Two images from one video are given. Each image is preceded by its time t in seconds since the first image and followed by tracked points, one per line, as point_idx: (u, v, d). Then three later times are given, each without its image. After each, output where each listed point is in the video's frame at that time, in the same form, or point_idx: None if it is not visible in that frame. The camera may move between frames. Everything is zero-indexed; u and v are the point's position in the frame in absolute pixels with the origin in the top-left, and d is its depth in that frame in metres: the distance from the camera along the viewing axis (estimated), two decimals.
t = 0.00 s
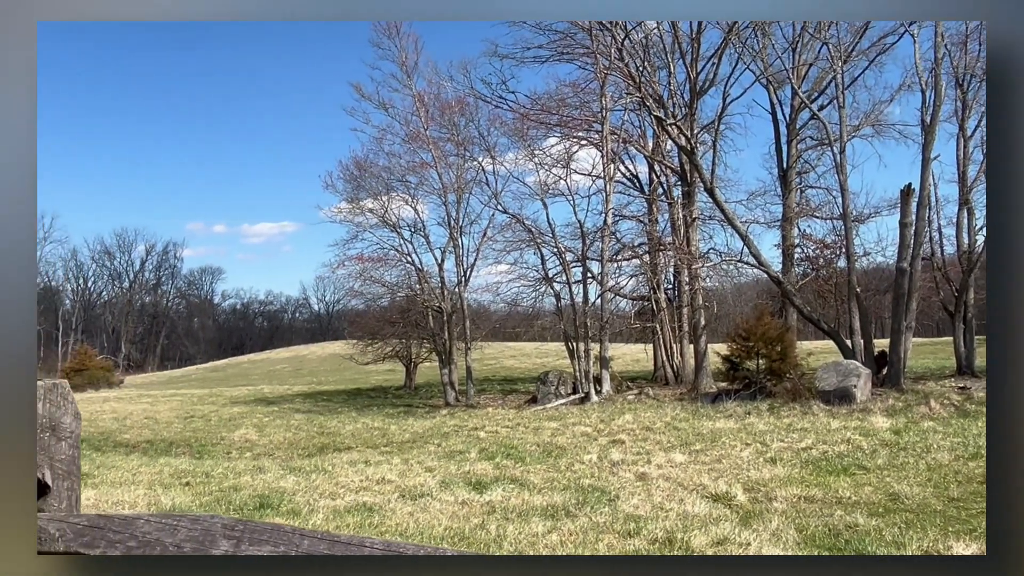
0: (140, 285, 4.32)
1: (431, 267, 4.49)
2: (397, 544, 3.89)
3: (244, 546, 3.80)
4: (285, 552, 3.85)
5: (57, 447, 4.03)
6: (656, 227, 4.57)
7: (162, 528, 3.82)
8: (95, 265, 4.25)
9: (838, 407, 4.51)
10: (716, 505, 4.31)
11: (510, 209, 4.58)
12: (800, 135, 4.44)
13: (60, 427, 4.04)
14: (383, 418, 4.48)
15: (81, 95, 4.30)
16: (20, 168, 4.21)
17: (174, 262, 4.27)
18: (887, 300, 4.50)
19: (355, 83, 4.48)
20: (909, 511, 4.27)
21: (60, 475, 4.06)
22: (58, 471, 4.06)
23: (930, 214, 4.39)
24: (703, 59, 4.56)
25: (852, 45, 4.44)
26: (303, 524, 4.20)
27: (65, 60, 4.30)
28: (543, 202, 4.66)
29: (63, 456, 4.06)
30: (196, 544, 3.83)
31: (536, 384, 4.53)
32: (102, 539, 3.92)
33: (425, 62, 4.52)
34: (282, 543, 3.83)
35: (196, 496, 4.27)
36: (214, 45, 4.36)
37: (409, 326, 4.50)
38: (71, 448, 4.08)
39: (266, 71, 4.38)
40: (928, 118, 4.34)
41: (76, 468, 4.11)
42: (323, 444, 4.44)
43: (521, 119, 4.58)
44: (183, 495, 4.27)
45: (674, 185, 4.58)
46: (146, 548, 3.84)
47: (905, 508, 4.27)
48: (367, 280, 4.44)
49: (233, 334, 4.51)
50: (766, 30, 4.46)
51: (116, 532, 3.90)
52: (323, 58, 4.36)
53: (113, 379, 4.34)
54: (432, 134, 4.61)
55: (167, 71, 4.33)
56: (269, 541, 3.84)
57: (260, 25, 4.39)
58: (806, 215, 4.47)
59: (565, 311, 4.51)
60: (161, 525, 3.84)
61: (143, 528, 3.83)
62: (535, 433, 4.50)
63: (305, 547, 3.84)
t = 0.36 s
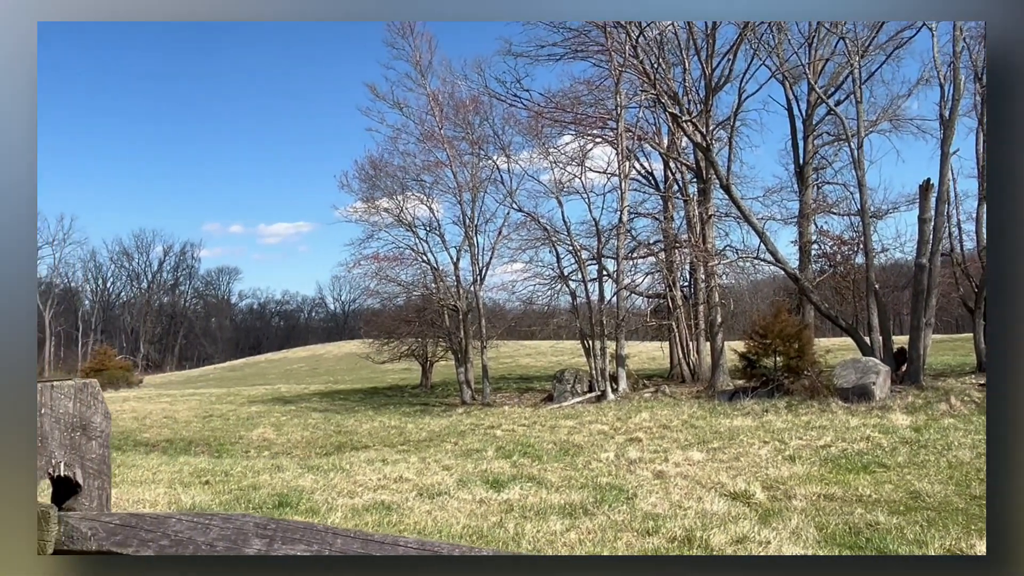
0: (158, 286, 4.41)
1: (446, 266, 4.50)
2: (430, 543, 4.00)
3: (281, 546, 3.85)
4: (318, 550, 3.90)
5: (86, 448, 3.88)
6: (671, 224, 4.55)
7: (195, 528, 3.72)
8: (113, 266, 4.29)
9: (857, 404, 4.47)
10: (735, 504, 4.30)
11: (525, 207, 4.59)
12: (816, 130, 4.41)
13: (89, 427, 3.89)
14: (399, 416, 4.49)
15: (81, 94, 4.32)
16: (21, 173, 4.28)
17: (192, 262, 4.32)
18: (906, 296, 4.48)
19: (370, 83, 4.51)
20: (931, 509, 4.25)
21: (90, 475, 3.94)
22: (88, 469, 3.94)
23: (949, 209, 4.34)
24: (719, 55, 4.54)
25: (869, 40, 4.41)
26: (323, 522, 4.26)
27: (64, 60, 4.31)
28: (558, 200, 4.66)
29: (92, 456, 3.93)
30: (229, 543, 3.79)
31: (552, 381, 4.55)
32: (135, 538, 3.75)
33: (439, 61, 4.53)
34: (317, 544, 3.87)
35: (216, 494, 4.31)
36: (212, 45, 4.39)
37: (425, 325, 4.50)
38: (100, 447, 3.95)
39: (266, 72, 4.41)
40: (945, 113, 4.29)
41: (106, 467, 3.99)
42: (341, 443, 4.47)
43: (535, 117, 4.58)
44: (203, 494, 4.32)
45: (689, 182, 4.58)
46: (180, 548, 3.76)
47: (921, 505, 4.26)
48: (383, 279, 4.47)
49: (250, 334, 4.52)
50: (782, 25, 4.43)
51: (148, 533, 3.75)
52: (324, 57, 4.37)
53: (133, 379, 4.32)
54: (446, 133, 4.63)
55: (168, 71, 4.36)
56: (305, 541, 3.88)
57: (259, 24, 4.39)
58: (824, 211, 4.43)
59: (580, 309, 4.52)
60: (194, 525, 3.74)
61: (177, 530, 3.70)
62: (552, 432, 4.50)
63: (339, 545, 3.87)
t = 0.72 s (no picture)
0: (176, 285, 4.43)
1: (461, 264, 4.50)
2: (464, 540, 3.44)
3: (307, 546, 3.44)
4: (350, 549, 3.46)
5: (112, 448, 3.38)
6: (686, 221, 4.54)
7: (222, 525, 3.47)
8: (131, 266, 4.32)
9: (875, 401, 4.44)
10: (753, 501, 4.29)
11: (540, 205, 4.59)
12: (832, 126, 4.38)
13: (117, 426, 3.40)
14: (416, 414, 4.52)
15: (80, 94, 4.35)
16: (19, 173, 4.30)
17: (208, 262, 4.36)
18: (924, 292, 4.43)
19: (384, 82, 4.54)
20: (952, 507, 4.22)
21: (117, 473, 3.48)
22: (116, 468, 3.46)
23: (968, 205, 4.30)
24: (734, 50, 4.51)
25: (885, 34, 4.38)
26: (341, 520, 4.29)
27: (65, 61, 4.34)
28: (572, 197, 4.66)
29: (120, 455, 3.45)
30: (259, 541, 3.50)
31: (567, 379, 4.56)
32: (162, 537, 3.47)
33: (452, 60, 4.53)
34: (345, 542, 3.45)
35: (235, 493, 4.37)
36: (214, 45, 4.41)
37: (440, 323, 4.50)
38: (127, 447, 3.48)
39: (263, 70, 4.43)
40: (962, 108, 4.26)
41: (133, 464, 3.55)
42: (358, 441, 4.50)
43: (549, 115, 4.57)
44: (221, 492, 4.37)
45: (705, 179, 4.56)
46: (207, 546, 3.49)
47: (939, 502, 4.23)
48: (398, 278, 4.49)
49: (265, 333, 4.52)
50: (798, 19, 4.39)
51: (176, 529, 3.48)
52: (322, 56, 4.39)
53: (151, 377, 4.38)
54: (460, 132, 4.64)
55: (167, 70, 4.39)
56: (333, 540, 3.47)
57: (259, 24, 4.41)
58: (840, 207, 4.40)
59: (595, 306, 4.52)
60: (224, 521, 3.47)
61: (207, 526, 3.45)
62: (568, 430, 4.50)
63: (370, 543, 3.43)
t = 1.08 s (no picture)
0: (192, 285, 4.46)
1: (476, 263, 4.52)
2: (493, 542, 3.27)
3: (337, 546, 3.37)
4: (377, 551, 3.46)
5: (139, 449, 3.26)
6: (701, 218, 4.52)
7: (250, 526, 3.33)
8: (148, 266, 4.38)
9: (892, 398, 4.42)
10: (771, 500, 4.27)
11: (554, 203, 4.58)
12: (848, 121, 4.34)
13: (144, 426, 3.28)
14: (431, 413, 4.54)
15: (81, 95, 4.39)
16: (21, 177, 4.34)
17: (225, 262, 4.42)
18: (942, 288, 4.39)
19: (399, 82, 4.58)
20: (971, 505, 4.21)
21: (143, 473, 3.36)
22: (142, 468, 3.33)
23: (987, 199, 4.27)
24: (748, 46, 4.50)
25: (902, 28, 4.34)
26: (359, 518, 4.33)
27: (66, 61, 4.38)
28: (586, 195, 4.65)
29: (147, 455, 3.32)
30: (287, 542, 3.33)
31: (582, 377, 4.57)
32: (193, 534, 3.31)
33: (465, 58, 4.54)
34: (377, 542, 3.43)
35: (253, 491, 4.41)
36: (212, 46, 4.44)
37: (455, 322, 4.52)
38: (154, 447, 3.35)
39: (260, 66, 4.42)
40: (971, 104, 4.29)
41: (160, 464, 3.40)
42: (374, 439, 4.53)
43: (562, 112, 4.58)
44: (240, 491, 4.41)
45: (720, 175, 4.55)
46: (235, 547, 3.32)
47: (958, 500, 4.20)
48: (413, 277, 4.50)
49: (281, 333, 4.57)
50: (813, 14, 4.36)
51: (205, 530, 3.32)
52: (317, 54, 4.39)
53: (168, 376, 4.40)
54: (474, 130, 4.65)
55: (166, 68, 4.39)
56: (360, 540, 3.41)
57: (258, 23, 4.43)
58: (856, 203, 4.37)
59: (610, 304, 4.51)
60: (251, 522, 3.33)
61: (236, 527, 3.31)
62: (583, 427, 4.50)
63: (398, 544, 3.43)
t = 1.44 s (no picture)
0: (208, 284, 4.50)
1: (490, 261, 4.53)
2: (532, 541, 2.95)
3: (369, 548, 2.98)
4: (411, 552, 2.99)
5: (169, 449, 2.95)
6: (716, 215, 4.51)
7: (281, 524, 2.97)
8: (165, 266, 4.43)
9: (911, 395, 4.37)
10: (789, 498, 4.25)
11: (569, 201, 4.58)
12: (864, 116, 4.32)
13: (174, 426, 2.98)
14: (447, 411, 4.55)
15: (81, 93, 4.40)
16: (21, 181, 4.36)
17: (240, 261, 4.46)
18: (961, 284, 4.33)
19: (413, 81, 4.60)
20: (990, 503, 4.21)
21: (173, 472, 3.03)
22: (172, 467, 3.01)
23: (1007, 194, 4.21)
24: (763, 41, 4.48)
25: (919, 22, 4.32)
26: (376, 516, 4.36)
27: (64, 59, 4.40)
28: (601, 193, 4.66)
29: (177, 455, 3.01)
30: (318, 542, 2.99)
31: (597, 374, 4.57)
32: (223, 534, 2.95)
33: (479, 57, 4.56)
34: (410, 543, 2.97)
35: (271, 489, 4.44)
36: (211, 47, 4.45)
37: (469, 320, 4.53)
38: (184, 446, 3.05)
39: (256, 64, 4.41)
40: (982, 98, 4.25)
41: (190, 463, 3.09)
42: (389, 437, 4.56)
43: (576, 110, 4.59)
44: (258, 489, 4.43)
45: (735, 172, 4.53)
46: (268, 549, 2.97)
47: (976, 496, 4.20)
48: (427, 276, 4.52)
49: (297, 331, 4.59)
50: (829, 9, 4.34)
51: (236, 530, 2.97)
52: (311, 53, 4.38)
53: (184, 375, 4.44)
54: (488, 129, 4.66)
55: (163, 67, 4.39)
56: (395, 542, 2.98)
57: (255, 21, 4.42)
58: (873, 198, 4.33)
59: (625, 301, 4.51)
60: (283, 521, 2.98)
61: (268, 527, 2.96)
62: (599, 425, 4.51)
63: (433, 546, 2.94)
